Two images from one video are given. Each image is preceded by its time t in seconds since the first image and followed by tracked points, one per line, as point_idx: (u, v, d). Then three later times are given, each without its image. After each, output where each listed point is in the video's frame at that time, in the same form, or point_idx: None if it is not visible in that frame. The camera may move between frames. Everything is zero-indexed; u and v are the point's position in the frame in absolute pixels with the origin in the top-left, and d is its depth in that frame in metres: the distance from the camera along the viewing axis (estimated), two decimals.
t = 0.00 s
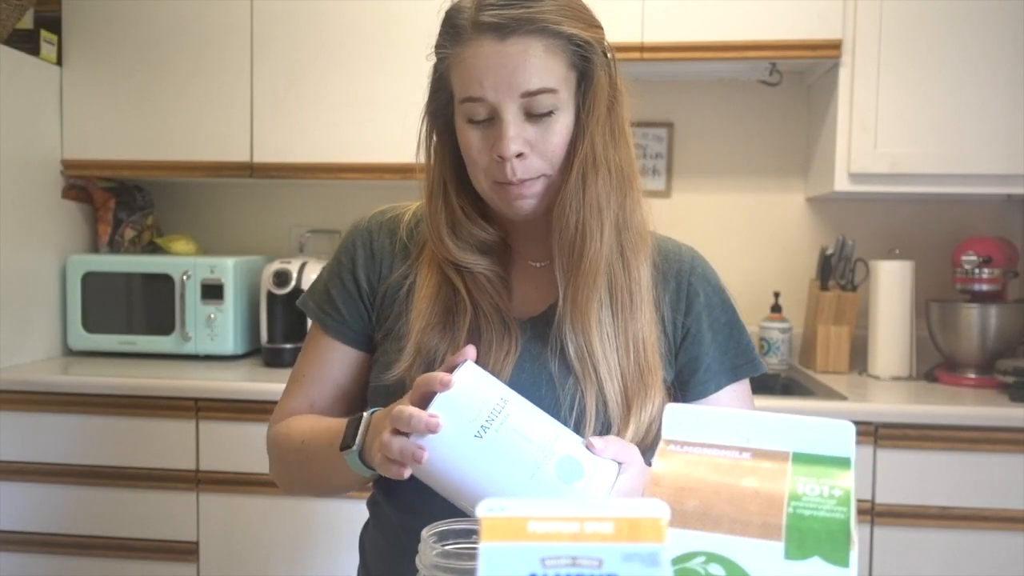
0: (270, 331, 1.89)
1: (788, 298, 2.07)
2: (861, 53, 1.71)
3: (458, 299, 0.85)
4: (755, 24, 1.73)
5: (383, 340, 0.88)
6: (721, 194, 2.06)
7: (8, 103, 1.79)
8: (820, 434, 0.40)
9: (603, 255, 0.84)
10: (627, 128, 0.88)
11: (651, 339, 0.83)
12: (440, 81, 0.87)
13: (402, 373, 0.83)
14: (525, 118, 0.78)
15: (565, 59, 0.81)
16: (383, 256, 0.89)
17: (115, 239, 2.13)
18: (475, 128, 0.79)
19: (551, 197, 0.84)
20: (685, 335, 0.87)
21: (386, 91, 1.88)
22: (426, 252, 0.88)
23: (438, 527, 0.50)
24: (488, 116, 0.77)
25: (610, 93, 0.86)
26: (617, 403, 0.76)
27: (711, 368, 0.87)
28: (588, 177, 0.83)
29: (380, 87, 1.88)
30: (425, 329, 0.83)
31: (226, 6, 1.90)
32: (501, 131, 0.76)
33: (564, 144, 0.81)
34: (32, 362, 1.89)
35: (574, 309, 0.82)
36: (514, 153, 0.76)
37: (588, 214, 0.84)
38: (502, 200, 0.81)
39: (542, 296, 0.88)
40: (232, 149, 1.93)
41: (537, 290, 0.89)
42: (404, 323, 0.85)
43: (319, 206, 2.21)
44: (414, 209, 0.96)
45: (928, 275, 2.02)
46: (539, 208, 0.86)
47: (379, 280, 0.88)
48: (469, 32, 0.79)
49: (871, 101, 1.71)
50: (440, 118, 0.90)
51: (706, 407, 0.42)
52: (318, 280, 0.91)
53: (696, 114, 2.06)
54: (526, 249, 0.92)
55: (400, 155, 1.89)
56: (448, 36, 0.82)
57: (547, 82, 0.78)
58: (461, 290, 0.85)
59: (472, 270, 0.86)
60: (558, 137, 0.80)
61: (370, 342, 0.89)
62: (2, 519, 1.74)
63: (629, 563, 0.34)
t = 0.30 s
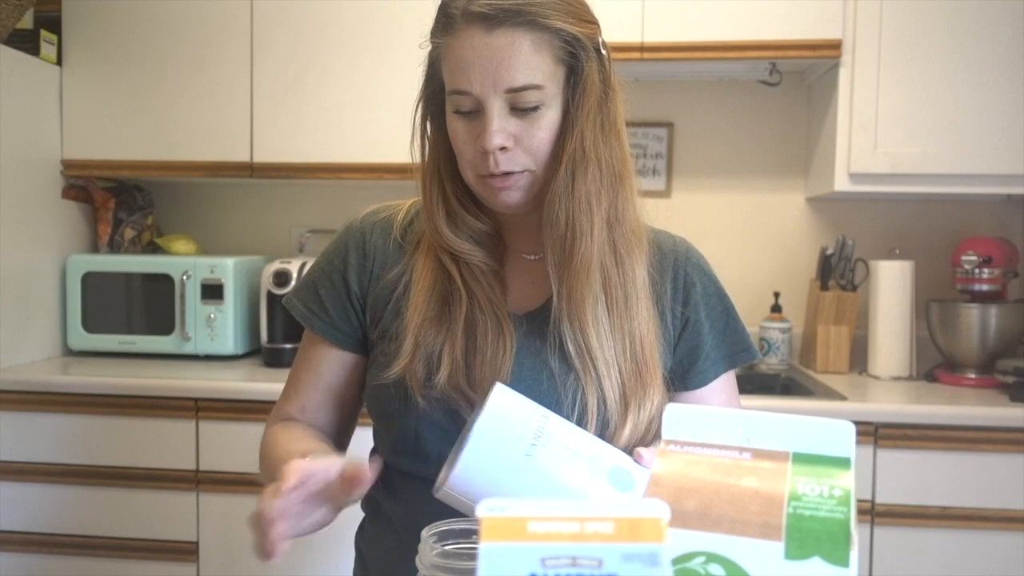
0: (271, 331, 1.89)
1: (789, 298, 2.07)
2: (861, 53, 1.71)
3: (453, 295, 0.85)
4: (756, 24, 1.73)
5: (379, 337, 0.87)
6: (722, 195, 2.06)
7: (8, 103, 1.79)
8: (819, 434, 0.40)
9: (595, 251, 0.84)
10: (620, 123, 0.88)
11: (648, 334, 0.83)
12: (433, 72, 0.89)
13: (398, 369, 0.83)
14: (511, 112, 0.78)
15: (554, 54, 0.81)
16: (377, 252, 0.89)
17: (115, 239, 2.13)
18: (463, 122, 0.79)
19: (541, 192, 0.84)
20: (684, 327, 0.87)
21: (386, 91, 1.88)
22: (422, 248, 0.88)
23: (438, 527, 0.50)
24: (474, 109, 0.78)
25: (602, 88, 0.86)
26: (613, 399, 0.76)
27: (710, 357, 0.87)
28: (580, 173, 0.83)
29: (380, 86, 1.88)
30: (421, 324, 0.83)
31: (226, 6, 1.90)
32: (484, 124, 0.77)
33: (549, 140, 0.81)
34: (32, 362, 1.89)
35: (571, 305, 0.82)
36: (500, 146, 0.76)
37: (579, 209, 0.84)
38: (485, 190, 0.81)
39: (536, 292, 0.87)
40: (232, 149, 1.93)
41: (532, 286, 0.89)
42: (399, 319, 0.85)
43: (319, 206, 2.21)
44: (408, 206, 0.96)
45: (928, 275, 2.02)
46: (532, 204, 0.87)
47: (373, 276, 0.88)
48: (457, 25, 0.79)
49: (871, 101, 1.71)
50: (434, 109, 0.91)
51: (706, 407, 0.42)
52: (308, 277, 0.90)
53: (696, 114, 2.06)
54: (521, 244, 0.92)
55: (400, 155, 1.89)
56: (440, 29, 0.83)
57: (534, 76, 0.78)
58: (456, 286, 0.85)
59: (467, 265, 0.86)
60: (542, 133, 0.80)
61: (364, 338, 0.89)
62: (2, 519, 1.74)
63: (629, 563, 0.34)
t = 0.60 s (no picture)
0: (271, 331, 1.89)
1: (789, 298, 2.07)
2: (861, 53, 1.71)
3: (448, 296, 0.85)
4: (756, 24, 1.73)
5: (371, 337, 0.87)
6: (722, 195, 2.06)
7: (8, 103, 1.79)
8: (820, 434, 0.40)
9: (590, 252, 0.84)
10: (613, 123, 0.88)
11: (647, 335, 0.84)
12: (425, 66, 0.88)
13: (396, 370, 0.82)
14: (502, 111, 0.77)
15: (547, 52, 0.80)
16: (369, 256, 0.88)
17: (115, 239, 2.13)
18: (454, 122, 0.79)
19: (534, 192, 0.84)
20: (679, 328, 0.87)
21: (387, 90, 1.88)
22: (416, 250, 0.88)
23: (438, 527, 0.50)
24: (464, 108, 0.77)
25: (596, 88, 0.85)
26: (613, 401, 0.75)
27: (704, 359, 0.88)
28: (574, 173, 0.83)
29: (380, 86, 1.88)
30: (417, 325, 0.83)
31: (226, 6, 1.90)
32: (474, 123, 0.76)
33: (542, 139, 0.81)
34: (32, 362, 1.89)
35: (567, 306, 0.82)
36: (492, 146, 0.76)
37: (573, 209, 0.84)
38: (475, 188, 0.81)
39: (532, 293, 0.87)
40: (232, 149, 1.93)
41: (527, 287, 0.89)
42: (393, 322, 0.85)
43: (319, 206, 2.21)
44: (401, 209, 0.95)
45: (929, 275, 2.02)
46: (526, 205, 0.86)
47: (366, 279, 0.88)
48: (449, 23, 0.79)
49: (871, 101, 1.71)
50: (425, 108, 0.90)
51: (707, 408, 0.43)
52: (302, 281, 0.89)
53: (696, 113, 2.06)
54: (515, 245, 0.92)
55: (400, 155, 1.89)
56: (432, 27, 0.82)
57: (525, 76, 0.77)
58: (452, 287, 0.85)
59: (463, 266, 0.85)
60: (534, 132, 0.79)
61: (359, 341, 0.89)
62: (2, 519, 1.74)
63: (629, 564, 0.34)
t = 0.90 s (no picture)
0: (271, 331, 1.89)
1: (789, 299, 2.07)
2: (861, 53, 1.71)
3: (440, 295, 0.85)
4: (756, 24, 1.73)
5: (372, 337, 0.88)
6: (721, 195, 2.06)
7: (7, 102, 1.79)
8: (820, 434, 0.41)
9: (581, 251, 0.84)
10: (611, 122, 0.88)
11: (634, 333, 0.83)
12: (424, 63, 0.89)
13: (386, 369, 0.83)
14: (500, 107, 0.78)
15: (546, 48, 0.81)
16: (366, 257, 0.89)
17: (115, 239, 2.13)
18: (452, 115, 0.79)
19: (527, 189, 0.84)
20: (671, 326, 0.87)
21: (387, 90, 1.88)
22: (411, 247, 0.88)
23: (438, 527, 0.50)
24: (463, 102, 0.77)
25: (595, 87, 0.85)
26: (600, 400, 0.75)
27: (700, 357, 0.86)
28: (568, 171, 0.83)
29: (380, 86, 1.88)
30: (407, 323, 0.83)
31: (226, 6, 1.90)
32: (472, 118, 0.76)
33: (539, 135, 0.81)
34: (32, 362, 1.89)
35: (555, 305, 0.82)
36: (488, 141, 0.76)
37: (565, 208, 0.84)
38: (469, 181, 0.81)
39: (525, 291, 0.87)
40: (232, 149, 1.93)
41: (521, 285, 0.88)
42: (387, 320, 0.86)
43: (319, 206, 2.21)
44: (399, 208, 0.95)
45: (929, 275, 2.02)
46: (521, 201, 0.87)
47: (362, 280, 0.89)
48: (450, 16, 0.79)
49: (871, 101, 1.71)
50: (422, 104, 0.91)
51: (707, 407, 0.43)
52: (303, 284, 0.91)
53: (696, 113, 2.06)
54: (510, 243, 0.91)
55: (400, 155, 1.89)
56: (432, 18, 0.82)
57: (525, 72, 0.77)
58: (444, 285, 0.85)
59: (456, 263, 0.86)
60: (531, 129, 0.80)
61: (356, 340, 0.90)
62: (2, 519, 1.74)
63: (629, 563, 0.34)
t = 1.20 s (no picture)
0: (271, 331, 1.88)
1: (789, 299, 2.07)
2: (862, 53, 1.70)
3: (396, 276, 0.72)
4: (756, 24, 1.73)
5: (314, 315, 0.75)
6: (722, 195, 2.06)
7: (7, 102, 1.79)
8: (818, 433, 0.40)
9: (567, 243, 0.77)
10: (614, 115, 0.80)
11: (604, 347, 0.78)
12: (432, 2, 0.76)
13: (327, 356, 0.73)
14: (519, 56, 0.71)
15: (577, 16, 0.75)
16: (319, 215, 0.74)
17: (114, 239, 2.13)
18: (460, 50, 0.70)
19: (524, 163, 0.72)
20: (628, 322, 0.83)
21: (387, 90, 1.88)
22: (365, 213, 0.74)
23: (438, 527, 0.50)
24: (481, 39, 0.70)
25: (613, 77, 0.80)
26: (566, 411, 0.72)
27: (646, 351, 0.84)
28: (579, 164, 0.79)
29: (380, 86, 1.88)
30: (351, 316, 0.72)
31: (226, 6, 1.90)
32: (488, 57, 0.69)
33: (551, 97, 0.71)
34: (32, 362, 1.89)
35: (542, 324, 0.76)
36: (501, 82, 0.67)
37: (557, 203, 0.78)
38: (456, 137, 0.69)
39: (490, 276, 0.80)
40: (232, 149, 1.93)
41: (481, 268, 0.80)
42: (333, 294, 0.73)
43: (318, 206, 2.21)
44: (356, 148, 0.81)
45: (929, 275, 2.02)
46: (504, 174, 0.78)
47: (312, 237, 0.74)
48: None
49: (872, 101, 1.71)
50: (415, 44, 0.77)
51: (705, 407, 0.42)
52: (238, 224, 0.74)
53: (696, 113, 2.06)
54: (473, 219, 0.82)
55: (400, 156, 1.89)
56: None
57: (554, 22, 0.71)
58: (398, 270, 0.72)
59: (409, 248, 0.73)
60: (545, 86, 0.71)
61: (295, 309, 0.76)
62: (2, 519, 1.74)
63: (629, 563, 0.34)
